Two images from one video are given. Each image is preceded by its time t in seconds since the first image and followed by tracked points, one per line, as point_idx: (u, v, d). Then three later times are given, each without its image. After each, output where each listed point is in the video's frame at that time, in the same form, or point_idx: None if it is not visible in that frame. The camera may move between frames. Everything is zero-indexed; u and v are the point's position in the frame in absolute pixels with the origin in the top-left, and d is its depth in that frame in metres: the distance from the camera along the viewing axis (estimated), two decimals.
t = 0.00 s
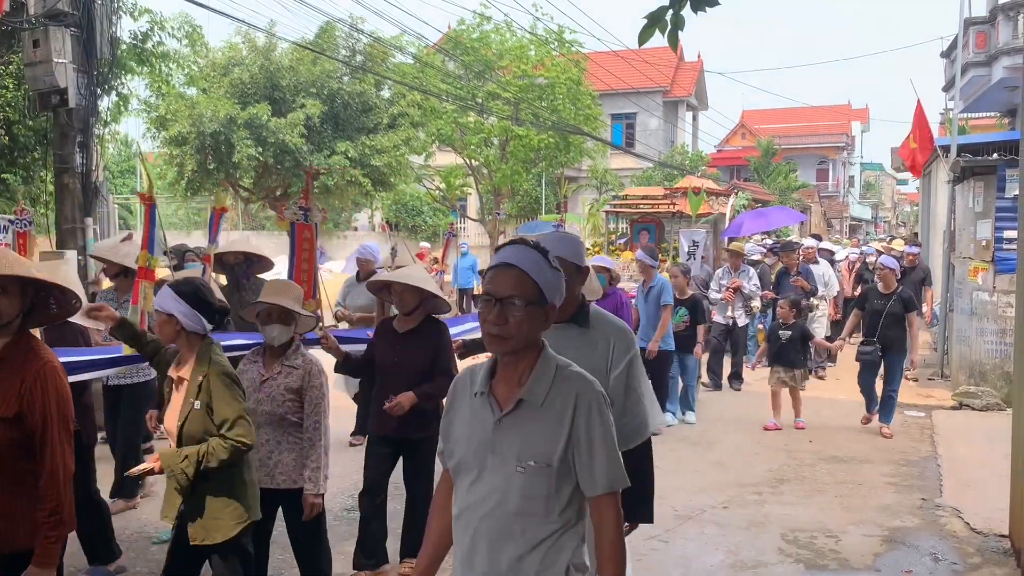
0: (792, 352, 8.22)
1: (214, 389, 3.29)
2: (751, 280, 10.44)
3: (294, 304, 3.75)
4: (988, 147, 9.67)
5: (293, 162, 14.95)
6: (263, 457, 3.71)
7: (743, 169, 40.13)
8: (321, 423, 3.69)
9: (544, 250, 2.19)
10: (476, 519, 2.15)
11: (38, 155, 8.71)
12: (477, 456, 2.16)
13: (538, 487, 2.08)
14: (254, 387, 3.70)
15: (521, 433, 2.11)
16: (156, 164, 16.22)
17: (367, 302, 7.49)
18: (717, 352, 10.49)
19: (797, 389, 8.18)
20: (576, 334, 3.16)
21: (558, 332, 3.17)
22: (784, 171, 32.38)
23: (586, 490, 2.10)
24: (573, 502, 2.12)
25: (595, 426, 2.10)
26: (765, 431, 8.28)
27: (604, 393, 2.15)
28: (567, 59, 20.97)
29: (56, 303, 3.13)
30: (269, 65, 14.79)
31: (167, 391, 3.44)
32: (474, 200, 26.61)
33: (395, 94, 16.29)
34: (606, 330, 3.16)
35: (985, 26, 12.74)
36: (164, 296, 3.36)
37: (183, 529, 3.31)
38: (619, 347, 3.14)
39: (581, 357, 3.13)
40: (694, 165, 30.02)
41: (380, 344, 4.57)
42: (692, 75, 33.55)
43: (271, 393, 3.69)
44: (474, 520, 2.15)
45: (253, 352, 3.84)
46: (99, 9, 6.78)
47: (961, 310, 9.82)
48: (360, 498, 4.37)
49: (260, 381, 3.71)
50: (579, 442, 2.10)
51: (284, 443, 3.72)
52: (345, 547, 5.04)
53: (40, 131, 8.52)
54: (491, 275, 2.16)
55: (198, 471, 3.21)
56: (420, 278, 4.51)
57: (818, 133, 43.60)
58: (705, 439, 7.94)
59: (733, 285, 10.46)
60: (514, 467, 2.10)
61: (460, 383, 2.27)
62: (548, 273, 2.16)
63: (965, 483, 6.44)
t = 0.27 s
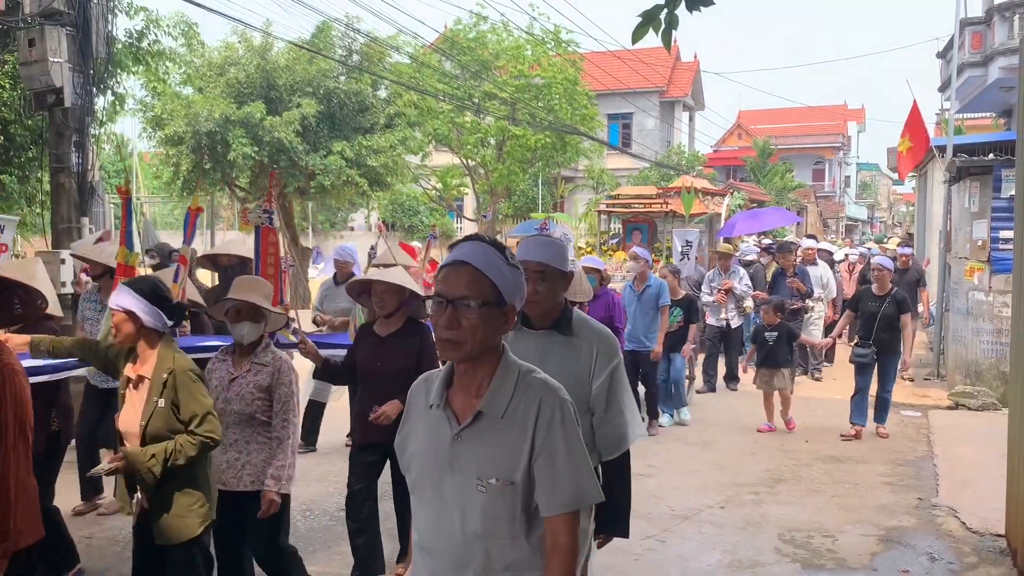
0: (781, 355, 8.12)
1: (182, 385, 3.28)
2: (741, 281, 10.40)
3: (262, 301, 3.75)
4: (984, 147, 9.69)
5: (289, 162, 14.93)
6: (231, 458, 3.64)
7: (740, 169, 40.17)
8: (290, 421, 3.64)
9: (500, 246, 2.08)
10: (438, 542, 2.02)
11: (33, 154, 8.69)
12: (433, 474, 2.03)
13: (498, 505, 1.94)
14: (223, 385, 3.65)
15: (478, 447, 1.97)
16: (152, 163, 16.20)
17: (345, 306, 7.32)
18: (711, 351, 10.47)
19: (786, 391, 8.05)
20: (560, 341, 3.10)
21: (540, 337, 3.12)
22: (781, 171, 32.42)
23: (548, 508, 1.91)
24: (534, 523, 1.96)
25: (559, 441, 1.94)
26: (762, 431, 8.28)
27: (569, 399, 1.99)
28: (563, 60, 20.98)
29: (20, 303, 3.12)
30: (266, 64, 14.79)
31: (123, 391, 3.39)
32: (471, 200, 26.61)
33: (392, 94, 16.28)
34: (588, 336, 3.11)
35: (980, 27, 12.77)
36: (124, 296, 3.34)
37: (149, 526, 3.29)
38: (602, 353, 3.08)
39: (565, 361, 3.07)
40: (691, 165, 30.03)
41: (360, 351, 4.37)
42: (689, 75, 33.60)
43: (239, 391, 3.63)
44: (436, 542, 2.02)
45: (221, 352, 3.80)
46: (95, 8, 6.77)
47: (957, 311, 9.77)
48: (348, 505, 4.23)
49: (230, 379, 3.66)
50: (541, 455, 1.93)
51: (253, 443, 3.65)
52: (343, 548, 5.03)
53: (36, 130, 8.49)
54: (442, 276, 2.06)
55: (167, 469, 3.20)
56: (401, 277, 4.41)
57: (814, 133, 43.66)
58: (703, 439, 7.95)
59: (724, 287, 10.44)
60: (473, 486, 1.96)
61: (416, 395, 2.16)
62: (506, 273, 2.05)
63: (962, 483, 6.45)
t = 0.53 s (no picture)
0: (774, 359, 8.04)
1: (160, 386, 3.27)
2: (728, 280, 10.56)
3: (245, 301, 3.80)
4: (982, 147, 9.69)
5: (286, 161, 14.92)
6: (216, 461, 3.61)
7: (737, 169, 40.20)
8: (277, 423, 3.64)
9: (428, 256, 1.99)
10: None
11: (30, 154, 8.69)
12: (370, 507, 1.93)
13: (440, 540, 1.85)
14: (207, 387, 3.64)
15: (417, 480, 1.88)
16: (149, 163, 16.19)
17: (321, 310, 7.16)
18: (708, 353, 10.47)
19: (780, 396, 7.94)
20: (548, 348, 3.09)
21: (528, 344, 3.12)
22: (778, 171, 32.44)
23: (494, 543, 1.85)
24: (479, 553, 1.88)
25: (502, 467, 1.87)
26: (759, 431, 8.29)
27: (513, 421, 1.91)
28: (561, 59, 21.00)
29: None
30: (263, 63, 14.78)
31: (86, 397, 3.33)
32: (468, 200, 26.62)
33: (389, 93, 16.28)
34: (580, 344, 3.08)
35: (977, 27, 12.79)
36: (88, 297, 3.27)
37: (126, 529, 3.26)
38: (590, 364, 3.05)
39: (551, 370, 3.05)
40: (688, 165, 30.05)
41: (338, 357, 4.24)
42: (686, 75, 33.64)
43: (224, 392, 3.62)
44: None
45: (203, 355, 3.79)
46: (92, 8, 6.76)
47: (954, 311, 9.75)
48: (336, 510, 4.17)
49: (214, 381, 3.65)
50: (485, 485, 1.86)
51: (238, 445, 3.62)
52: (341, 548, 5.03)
53: (34, 130, 8.47)
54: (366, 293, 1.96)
55: (149, 471, 3.19)
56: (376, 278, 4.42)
57: (811, 133, 43.70)
58: (702, 439, 7.96)
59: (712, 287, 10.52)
60: (412, 521, 1.87)
61: (348, 420, 2.05)
62: (434, 286, 1.96)
63: (959, 483, 6.45)
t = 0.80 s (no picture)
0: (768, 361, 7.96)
1: (143, 396, 3.26)
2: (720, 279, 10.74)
3: (236, 305, 3.77)
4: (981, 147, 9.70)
5: (285, 161, 14.92)
6: (208, 468, 3.61)
7: (735, 169, 40.20)
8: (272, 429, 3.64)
9: (339, 244, 1.95)
10: None
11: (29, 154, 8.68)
12: (291, 516, 1.88)
13: (366, 549, 1.80)
14: (199, 392, 3.64)
15: (340, 486, 1.83)
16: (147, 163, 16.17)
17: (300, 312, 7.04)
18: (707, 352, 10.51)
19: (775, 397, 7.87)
20: (531, 349, 3.12)
21: (514, 345, 3.17)
22: (776, 171, 32.45)
23: (431, 547, 1.83)
24: (406, 559, 1.83)
25: (430, 468, 1.84)
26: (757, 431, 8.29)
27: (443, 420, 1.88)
28: (559, 59, 21.00)
29: None
30: (262, 63, 14.76)
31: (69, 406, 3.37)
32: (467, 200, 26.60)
33: (388, 93, 16.27)
34: (565, 344, 3.09)
35: (975, 27, 12.80)
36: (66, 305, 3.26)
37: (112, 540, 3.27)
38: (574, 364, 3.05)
39: (535, 371, 3.09)
40: (687, 164, 30.04)
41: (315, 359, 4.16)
42: (685, 75, 33.66)
43: (216, 398, 3.62)
44: None
45: (191, 358, 3.77)
46: (91, 7, 6.75)
47: (953, 310, 9.81)
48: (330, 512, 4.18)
49: (205, 385, 3.65)
50: (416, 488, 1.83)
51: (229, 452, 3.62)
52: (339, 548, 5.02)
53: (32, 130, 8.45)
54: (276, 287, 1.92)
55: (134, 483, 3.21)
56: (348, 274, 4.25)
57: (810, 133, 43.71)
58: (700, 439, 7.96)
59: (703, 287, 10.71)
60: (335, 529, 1.82)
61: (262, 426, 2.01)
62: (350, 278, 1.92)
63: (957, 483, 6.45)
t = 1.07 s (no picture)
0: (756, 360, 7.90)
1: (120, 412, 3.03)
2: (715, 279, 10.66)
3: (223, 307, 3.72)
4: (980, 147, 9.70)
5: (284, 161, 14.91)
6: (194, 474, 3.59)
7: (734, 168, 40.23)
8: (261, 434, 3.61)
9: (252, 246, 1.82)
10: None
11: (26, 154, 8.67)
12: (212, 543, 1.76)
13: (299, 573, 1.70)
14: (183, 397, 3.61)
15: (269, 509, 1.73)
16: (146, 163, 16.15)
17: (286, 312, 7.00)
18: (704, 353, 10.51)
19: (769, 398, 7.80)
20: (503, 356, 2.99)
21: (484, 352, 3.06)
22: (775, 171, 32.48)
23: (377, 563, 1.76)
24: None
25: (365, 484, 1.74)
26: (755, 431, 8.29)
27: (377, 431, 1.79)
28: (558, 59, 21.01)
29: None
30: (261, 62, 14.76)
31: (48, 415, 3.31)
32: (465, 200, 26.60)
33: (387, 93, 16.27)
34: (534, 349, 2.94)
35: (973, 27, 12.82)
36: (50, 310, 3.16)
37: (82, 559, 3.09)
38: (543, 369, 2.89)
39: (506, 378, 2.96)
40: (685, 164, 30.06)
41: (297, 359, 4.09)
42: (683, 75, 33.67)
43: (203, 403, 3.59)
44: None
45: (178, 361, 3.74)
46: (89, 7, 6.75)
47: (951, 310, 9.84)
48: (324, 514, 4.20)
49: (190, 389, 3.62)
50: (352, 504, 1.73)
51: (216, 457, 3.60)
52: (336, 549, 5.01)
53: (29, 130, 8.44)
54: (186, 296, 1.79)
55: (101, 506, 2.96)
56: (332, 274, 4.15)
57: (808, 133, 43.76)
58: (699, 439, 7.96)
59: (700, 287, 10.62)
60: (263, 555, 1.71)
61: (174, 446, 1.88)
62: (269, 283, 1.80)
63: (955, 482, 6.45)
